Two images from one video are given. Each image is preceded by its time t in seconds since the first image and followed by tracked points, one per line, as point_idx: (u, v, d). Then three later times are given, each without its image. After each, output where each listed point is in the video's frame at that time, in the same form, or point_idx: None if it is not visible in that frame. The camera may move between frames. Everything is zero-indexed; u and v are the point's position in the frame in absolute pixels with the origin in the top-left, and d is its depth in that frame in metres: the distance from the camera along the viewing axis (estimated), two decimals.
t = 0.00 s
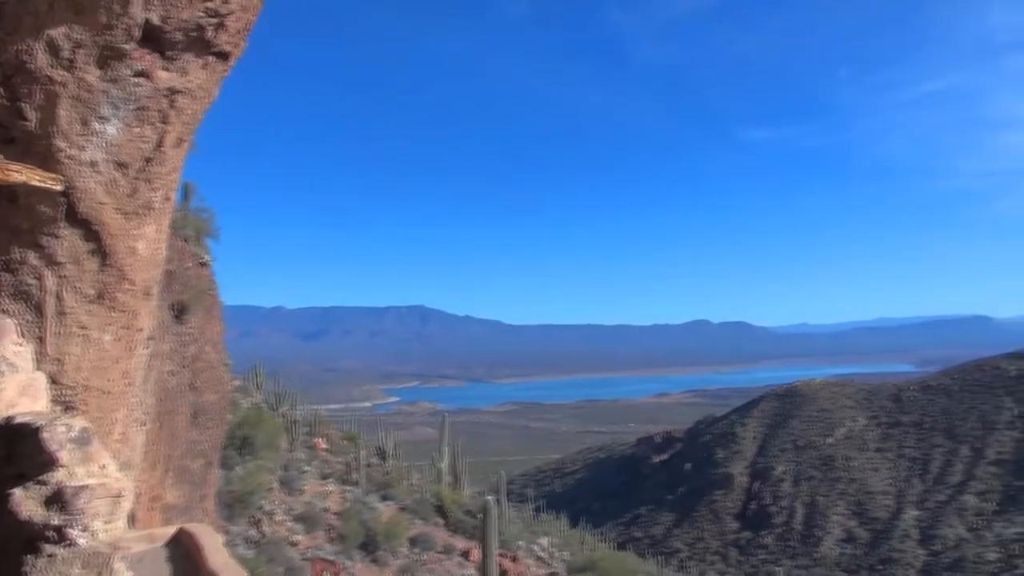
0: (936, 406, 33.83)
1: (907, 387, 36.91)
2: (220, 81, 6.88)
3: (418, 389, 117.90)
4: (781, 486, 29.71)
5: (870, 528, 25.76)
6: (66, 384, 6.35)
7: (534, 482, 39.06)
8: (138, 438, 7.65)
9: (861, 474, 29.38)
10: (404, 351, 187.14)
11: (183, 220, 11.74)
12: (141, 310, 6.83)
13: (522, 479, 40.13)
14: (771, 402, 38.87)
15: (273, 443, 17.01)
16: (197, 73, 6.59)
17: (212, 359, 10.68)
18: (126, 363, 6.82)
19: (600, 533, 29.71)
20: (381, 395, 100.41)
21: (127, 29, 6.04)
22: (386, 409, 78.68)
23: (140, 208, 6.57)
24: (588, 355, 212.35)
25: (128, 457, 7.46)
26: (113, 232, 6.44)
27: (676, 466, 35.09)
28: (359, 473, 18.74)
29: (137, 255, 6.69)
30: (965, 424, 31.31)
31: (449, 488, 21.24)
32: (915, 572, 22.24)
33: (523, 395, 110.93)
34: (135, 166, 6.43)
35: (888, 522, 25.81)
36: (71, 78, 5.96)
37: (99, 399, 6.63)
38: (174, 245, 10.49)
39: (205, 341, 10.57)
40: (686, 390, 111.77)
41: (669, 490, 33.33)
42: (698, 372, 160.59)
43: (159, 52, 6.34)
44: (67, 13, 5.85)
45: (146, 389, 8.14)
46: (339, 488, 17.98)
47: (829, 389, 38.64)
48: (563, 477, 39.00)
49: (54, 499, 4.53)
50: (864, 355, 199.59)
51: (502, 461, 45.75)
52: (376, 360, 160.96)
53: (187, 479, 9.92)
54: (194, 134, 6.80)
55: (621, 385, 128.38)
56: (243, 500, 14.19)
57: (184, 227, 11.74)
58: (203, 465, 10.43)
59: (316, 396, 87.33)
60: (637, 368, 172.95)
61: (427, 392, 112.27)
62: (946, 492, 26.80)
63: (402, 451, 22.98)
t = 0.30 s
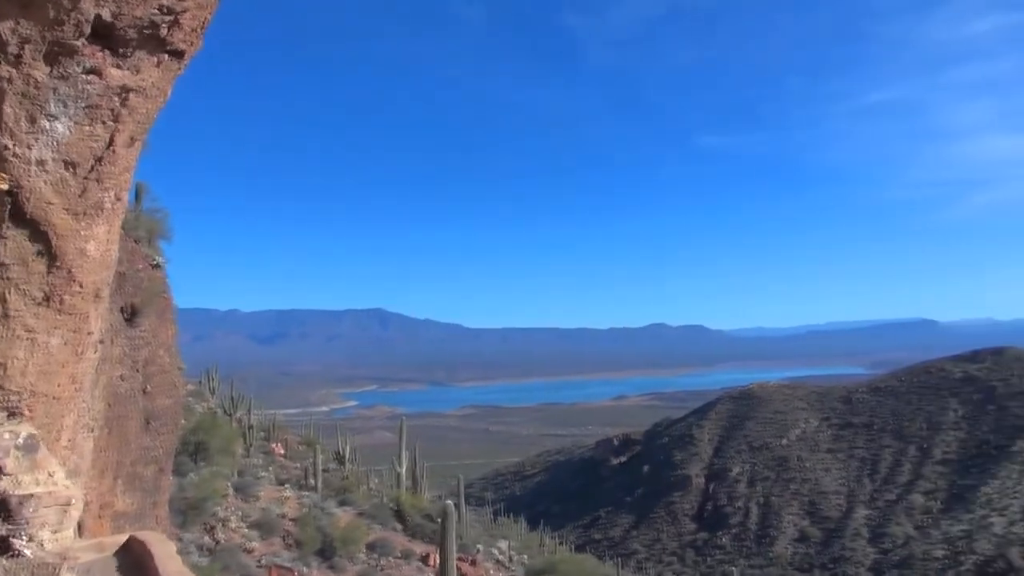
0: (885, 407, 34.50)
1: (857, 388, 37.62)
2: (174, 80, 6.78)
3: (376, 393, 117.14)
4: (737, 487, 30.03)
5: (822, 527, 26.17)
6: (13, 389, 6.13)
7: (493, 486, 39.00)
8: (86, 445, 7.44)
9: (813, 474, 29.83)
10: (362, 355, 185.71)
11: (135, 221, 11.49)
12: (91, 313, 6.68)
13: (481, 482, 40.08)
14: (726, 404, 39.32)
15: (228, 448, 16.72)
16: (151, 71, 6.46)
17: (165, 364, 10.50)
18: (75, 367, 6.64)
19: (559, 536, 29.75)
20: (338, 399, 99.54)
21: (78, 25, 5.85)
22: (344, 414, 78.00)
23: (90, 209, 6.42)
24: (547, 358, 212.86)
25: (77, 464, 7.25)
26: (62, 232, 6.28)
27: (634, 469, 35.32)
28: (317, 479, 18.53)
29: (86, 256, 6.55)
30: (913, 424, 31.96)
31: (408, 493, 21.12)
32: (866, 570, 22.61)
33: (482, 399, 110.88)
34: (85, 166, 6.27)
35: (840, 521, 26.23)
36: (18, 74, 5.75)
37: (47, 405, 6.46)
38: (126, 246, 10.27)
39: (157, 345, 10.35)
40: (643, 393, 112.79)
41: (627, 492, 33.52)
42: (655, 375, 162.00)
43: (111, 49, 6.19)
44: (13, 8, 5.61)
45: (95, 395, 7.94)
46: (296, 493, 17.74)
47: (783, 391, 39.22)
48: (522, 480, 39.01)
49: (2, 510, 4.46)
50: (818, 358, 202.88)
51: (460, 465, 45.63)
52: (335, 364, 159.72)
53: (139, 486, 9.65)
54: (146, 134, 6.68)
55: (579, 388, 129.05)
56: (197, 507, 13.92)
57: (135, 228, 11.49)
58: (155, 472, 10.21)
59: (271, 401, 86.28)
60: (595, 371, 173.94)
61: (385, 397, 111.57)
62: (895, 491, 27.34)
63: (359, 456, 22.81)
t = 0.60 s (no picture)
0: (835, 407, 35.08)
1: (809, 389, 38.24)
2: (126, 75, 6.61)
3: (333, 394, 116.18)
4: (692, 487, 30.30)
5: (775, 525, 26.53)
6: None
7: (451, 488, 38.88)
8: (31, 449, 7.23)
9: (767, 474, 30.22)
10: (319, 357, 184.02)
11: (83, 219, 11.20)
12: (36, 313, 6.47)
13: (439, 484, 39.97)
14: (682, 405, 39.66)
15: (179, 452, 16.41)
16: (102, 65, 6.31)
17: (114, 366, 10.29)
18: (20, 369, 6.43)
19: (517, 538, 29.75)
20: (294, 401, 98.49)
21: (26, 17, 5.69)
22: (300, 416, 77.19)
23: (37, 206, 6.21)
24: (506, 360, 212.97)
25: (21, 469, 7.04)
26: (7, 231, 6.05)
27: (591, 469, 35.46)
28: (272, 482, 18.28)
29: (32, 255, 6.33)
30: (863, 423, 32.56)
31: (365, 496, 20.94)
32: (817, 567, 22.97)
33: (440, 400, 110.59)
34: (32, 162, 6.06)
35: (792, 519, 26.60)
36: None
37: None
38: (74, 245, 10.02)
39: (106, 346, 10.11)
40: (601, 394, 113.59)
41: (585, 492, 33.63)
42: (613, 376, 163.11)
43: (60, 42, 6.03)
44: None
45: (41, 398, 7.71)
46: (250, 498, 17.48)
47: (738, 392, 39.70)
48: (481, 482, 38.94)
49: None
50: (773, 359, 206.06)
51: (418, 467, 45.41)
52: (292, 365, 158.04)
53: (86, 492, 9.40)
54: (95, 129, 6.50)
55: (537, 389, 129.47)
56: (148, 513, 13.63)
57: (85, 227, 11.23)
58: (103, 477, 9.98)
59: (225, 403, 85.14)
60: (553, 373, 174.52)
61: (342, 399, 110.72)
62: (845, 489, 27.81)
63: (315, 459, 22.56)
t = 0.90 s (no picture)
0: (790, 406, 35.55)
1: (765, 388, 38.74)
2: (76, 67, 6.44)
3: (291, 394, 114.91)
4: (650, 485, 30.50)
5: (731, 522, 26.83)
6: None
7: (411, 488, 38.68)
8: None
9: (723, 471, 30.53)
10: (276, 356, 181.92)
11: (31, 214, 10.91)
12: None
13: (398, 484, 39.77)
14: (641, 404, 39.91)
15: (132, 453, 16.07)
16: (51, 56, 6.13)
17: (64, 365, 10.01)
18: None
19: (476, 537, 29.69)
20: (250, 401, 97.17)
21: None
22: (256, 416, 76.16)
23: None
24: (468, 360, 212.68)
25: None
26: None
27: (550, 468, 35.51)
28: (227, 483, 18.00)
29: None
30: (816, 421, 33.07)
31: (323, 496, 20.70)
32: (771, 563, 23.28)
33: (398, 399, 109.98)
34: None
35: (748, 516, 26.92)
36: None
37: None
38: (21, 240, 9.76)
39: (55, 345, 9.85)
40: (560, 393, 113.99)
41: (544, 492, 33.67)
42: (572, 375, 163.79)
43: (8, 32, 5.84)
44: None
45: None
46: (205, 499, 17.19)
47: (696, 391, 40.05)
48: (440, 482, 38.80)
49: None
50: (731, 359, 208.57)
51: (376, 468, 45.07)
52: (249, 365, 156.09)
53: (33, 494, 9.13)
54: (44, 122, 6.29)
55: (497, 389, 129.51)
56: (98, 515, 13.32)
57: (33, 222, 10.93)
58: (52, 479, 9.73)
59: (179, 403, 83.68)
60: (513, 372, 174.68)
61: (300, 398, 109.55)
62: (799, 486, 28.23)
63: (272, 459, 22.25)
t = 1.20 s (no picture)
0: (745, 403, 35.94)
1: (721, 386, 39.14)
2: (24, 56, 6.19)
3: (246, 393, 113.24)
4: (607, 482, 30.63)
5: (686, 518, 27.06)
6: None
7: (368, 487, 38.34)
8: None
9: (679, 467, 30.78)
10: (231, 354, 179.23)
11: None
12: None
13: (355, 484, 39.40)
14: (599, 401, 40.08)
15: (80, 454, 15.65)
16: None
17: (8, 363, 9.70)
18: None
19: (434, 536, 29.55)
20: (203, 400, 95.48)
21: None
22: (209, 415, 74.83)
23: None
24: (427, 358, 211.92)
25: None
26: None
27: (509, 466, 35.47)
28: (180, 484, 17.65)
29: None
30: (770, 418, 33.49)
31: (278, 496, 20.40)
32: (725, 558, 23.54)
33: (355, 398, 109.02)
34: None
35: (703, 512, 27.18)
36: None
37: None
38: None
39: None
40: (518, 391, 114.15)
41: (503, 489, 33.62)
42: (531, 374, 164.16)
43: None
44: None
45: None
46: (156, 500, 16.83)
47: (654, 388, 40.31)
48: (398, 481, 38.52)
49: None
50: (689, 357, 210.80)
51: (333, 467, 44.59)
52: (203, 363, 153.60)
53: None
54: None
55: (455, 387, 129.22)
56: (44, 518, 12.94)
57: None
58: None
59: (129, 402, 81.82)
60: (472, 370, 174.49)
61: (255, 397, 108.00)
62: (753, 481, 28.56)
63: (227, 459, 21.87)
